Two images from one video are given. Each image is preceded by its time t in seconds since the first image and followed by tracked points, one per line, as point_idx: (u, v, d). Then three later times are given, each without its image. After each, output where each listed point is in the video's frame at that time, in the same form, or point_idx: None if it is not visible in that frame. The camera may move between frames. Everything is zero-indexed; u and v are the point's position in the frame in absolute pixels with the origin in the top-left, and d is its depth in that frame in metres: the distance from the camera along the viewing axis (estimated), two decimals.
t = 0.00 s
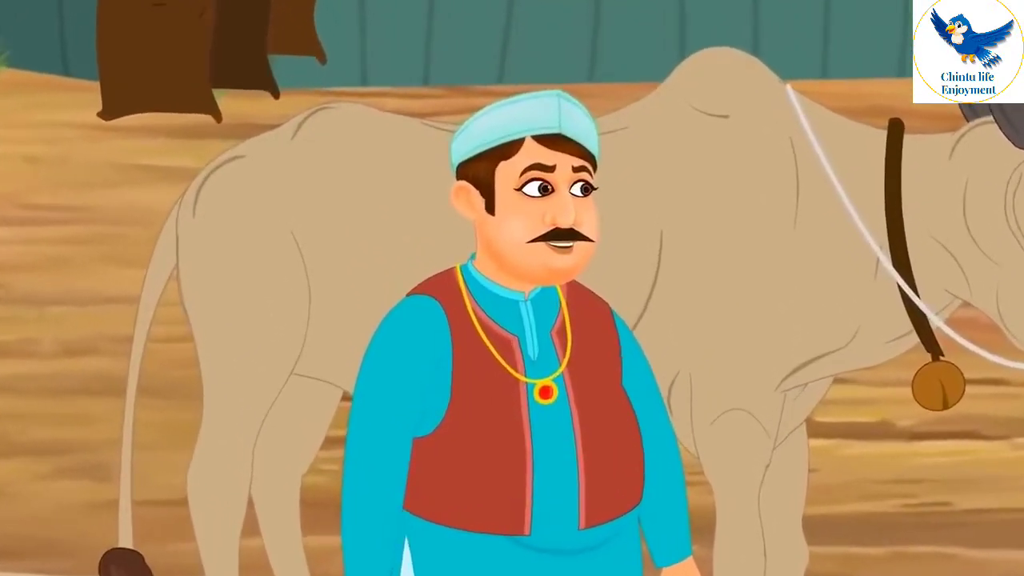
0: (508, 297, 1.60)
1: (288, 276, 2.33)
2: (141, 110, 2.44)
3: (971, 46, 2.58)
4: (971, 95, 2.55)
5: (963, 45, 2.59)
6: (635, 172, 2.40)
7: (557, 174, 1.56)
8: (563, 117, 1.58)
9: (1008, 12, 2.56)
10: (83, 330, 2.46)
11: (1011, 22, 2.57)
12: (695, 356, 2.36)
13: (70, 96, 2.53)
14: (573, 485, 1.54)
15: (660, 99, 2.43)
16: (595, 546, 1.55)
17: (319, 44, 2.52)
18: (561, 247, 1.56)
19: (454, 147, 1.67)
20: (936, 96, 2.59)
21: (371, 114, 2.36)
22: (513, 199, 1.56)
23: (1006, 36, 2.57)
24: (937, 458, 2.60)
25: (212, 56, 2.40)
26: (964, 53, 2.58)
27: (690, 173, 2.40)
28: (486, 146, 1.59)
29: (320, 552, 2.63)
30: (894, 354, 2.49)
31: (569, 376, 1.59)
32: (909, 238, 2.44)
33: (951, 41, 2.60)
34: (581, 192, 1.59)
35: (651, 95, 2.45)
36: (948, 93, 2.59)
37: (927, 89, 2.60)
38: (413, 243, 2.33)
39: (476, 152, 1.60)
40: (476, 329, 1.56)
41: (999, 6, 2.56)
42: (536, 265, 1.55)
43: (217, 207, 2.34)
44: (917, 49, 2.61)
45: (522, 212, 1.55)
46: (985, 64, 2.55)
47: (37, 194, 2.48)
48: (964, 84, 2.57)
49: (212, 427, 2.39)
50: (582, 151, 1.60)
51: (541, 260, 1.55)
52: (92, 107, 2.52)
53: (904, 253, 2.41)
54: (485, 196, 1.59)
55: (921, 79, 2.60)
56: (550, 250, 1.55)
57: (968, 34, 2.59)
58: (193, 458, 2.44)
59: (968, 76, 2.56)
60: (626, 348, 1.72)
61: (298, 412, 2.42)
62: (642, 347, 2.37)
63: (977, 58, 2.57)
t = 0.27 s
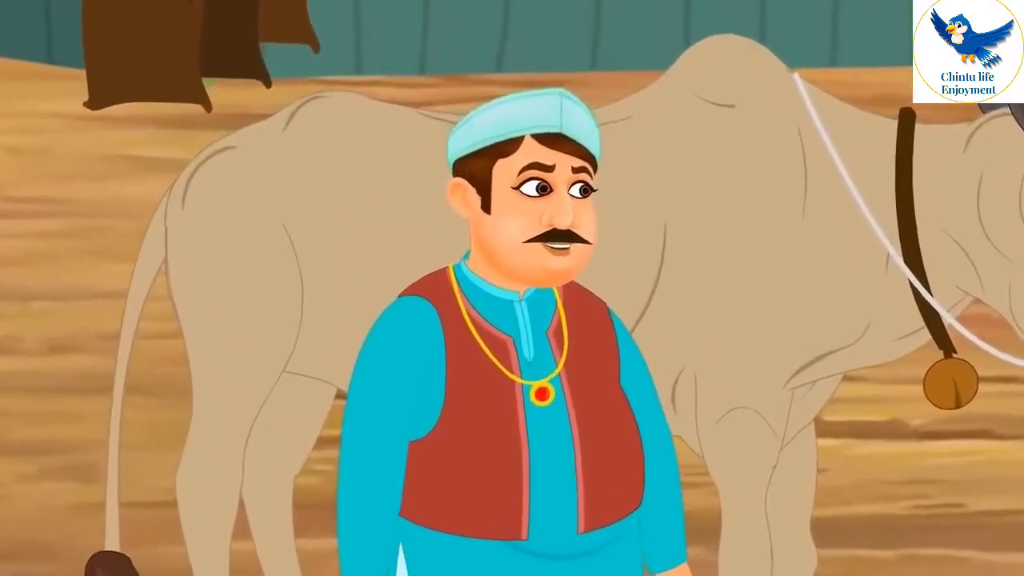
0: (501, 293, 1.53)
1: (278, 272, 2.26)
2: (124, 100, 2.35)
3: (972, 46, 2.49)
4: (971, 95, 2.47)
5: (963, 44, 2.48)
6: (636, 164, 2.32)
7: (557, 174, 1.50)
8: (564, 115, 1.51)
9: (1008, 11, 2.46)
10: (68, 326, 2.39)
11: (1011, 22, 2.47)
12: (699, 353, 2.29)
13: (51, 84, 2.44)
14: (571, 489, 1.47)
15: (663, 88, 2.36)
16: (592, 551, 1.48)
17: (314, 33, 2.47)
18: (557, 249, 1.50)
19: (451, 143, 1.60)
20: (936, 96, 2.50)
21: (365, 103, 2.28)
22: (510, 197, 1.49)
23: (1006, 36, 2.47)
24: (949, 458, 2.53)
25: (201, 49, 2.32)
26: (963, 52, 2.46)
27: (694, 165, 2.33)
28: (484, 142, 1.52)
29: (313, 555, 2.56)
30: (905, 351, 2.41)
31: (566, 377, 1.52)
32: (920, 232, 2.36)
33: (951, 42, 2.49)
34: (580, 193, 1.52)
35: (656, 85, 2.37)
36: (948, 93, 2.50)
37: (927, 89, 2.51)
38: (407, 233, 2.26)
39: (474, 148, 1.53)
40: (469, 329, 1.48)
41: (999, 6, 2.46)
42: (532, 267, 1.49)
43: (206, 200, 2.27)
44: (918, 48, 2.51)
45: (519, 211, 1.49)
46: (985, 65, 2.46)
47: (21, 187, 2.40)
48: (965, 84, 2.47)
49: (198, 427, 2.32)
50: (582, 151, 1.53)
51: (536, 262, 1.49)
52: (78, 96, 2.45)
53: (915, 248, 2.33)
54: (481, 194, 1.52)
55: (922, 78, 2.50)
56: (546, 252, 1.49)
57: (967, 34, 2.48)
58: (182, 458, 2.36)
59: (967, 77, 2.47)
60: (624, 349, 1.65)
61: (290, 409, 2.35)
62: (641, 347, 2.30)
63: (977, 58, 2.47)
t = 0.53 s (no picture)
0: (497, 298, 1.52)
1: (269, 266, 2.19)
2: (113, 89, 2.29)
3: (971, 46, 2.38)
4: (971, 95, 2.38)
5: (963, 45, 2.39)
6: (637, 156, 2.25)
7: (554, 177, 1.49)
8: (564, 116, 1.50)
9: (1008, 11, 2.37)
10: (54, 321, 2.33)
11: (1011, 22, 2.37)
12: (702, 351, 2.22)
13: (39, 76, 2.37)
14: (570, 494, 1.45)
15: (664, 78, 2.29)
16: (592, 556, 1.46)
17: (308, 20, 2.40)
18: (552, 253, 1.49)
19: (446, 141, 1.59)
20: (936, 96, 2.40)
21: (359, 92, 2.22)
22: (505, 198, 1.49)
23: (1006, 35, 2.38)
24: (963, 458, 2.46)
25: (190, 33, 2.26)
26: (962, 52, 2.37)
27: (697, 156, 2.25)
28: (481, 142, 1.51)
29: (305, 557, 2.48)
30: (918, 347, 2.35)
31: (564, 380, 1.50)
32: (932, 223, 2.29)
33: (951, 41, 2.40)
34: (577, 197, 1.51)
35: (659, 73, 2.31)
36: (948, 93, 2.40)
37: (927, 89, 2.41)
38: (401, 221, 2.20)
39: (469, 147, 1.52)
40: (464, 330, 1.46)
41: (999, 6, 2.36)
42: (525, 269, 1.48)
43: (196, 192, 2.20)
44: (917, 48, 2.43)
45: (514, 213, 1.48)
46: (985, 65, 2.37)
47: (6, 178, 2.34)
48: (965, 84, 2.38)
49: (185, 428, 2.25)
50: (580, 154, 1.52)
51: (529, 264, 1.48)
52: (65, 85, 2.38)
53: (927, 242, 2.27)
54: (476, 193, 1.51)
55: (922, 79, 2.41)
56: (541, 255, 1.49)
57: (967, 34, 2.39)
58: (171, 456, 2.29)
59: (967, 76, 2.38)
60: (621, 352, 1.63)
61: (283, 407, 2.29)
62: (637, 347, 2.23)
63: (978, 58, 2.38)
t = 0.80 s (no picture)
0: (492, 286, 1.56)
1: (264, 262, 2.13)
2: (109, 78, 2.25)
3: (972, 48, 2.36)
4: (972, 94, 2.32)
5: (964, 44, 2.35)
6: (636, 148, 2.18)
7: (546, 149, 1.51)
8: (553, 88, 1.52)
9: (1009, 11, 2.33)
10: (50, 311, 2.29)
11: (1011, 22, 2.34)
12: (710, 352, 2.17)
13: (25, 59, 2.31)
14: (571, 494, 1.53)
15: (669, 68, 2.23)
16: (591, 552, 1.55)
17: (302, 7, 2.34)
18: (550, 229, 1.51)
19: (435, 127, 1.62)
20: (936, 95, 2.33)
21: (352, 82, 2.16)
22: (499, 176, 1.51)
23: (1006, 35, 2.35)
24: (979, 456, 2.41)
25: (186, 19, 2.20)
26: (964, 51, 2.35)
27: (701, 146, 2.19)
28: (471, 121, 1.54)
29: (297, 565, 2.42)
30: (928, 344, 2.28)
31: (564, 368, 1.55)
32: (945, 214, 2.24)
33: (950, 42, 2.36)
34: (572, 169, 1.53)
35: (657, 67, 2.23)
36: (948, 92, 2.34)
37: (927, 88, 2.35)
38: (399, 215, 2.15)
39: (459, 127, 1.55)
40: (463, 318, 1.53)
41: (999, 4, 2.34)
42: (526, 249, 1.52)
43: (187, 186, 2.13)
44: (918, 47, 2.38)
45: (509, 193, 1.51)
46: (985, 64, 2.34)
47: None
48: (966, 81, 2.34)
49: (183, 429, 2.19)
50: (573, 127, 1.54)
51: (527, 243, 1.51)
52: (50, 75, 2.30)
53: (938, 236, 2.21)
54: (468, 177, 1.54)
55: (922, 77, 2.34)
56: (539, 232, 1.52)
57: (969, 33, 2.36)
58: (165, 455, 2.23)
59: (968, 75, 2.34)
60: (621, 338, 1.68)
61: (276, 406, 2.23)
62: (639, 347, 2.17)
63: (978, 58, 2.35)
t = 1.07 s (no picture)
0: (498, 287, 2.44)
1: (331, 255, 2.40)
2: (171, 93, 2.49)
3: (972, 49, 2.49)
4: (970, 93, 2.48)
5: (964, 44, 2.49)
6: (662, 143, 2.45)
7: (547, 149, 2.44)
8: (559, 98, 2.45)
9: (1008, 11, 2.50)
10: (144, 299, 2.48)
11: (1011, 22, 2.51)
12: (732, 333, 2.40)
13: (137, 90, 2.51)
14: (566, 446, 2.44)
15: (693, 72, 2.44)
16: (596, 541, 2.47)
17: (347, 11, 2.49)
18: (558, 220, 2.45)
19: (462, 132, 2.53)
20: (937, 95, 2.48)
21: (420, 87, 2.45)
22: (512, 170, 2.44)
23: (1005, 35, 2.50)
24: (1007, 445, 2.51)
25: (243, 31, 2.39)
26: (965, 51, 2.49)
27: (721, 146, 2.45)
28: (491, 120, 2.46)
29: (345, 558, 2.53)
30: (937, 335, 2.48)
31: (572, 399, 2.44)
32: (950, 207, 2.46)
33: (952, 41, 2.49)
34: (571, 161, 2.45)
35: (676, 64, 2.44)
36: (947, 92, 2.49)
37: (928, 89, 2.48)
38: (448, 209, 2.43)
39: (481, 125, 2.46)
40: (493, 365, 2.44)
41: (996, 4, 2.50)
42: (540, 237, 2.44)
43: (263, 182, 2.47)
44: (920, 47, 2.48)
45: (520, 183, 2.43)
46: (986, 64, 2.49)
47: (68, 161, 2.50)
48: (966, 82, 2.49)
49: (253, 398, 2.48)
50: (571, 129, 2.45)
51: (542, 228, 2.44)
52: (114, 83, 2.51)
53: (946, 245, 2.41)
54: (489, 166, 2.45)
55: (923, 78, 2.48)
56: (549, 223, 2.45)
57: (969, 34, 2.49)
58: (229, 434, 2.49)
59: (968, 76, 2.49)
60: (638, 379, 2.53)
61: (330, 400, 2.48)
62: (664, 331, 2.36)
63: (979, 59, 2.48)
